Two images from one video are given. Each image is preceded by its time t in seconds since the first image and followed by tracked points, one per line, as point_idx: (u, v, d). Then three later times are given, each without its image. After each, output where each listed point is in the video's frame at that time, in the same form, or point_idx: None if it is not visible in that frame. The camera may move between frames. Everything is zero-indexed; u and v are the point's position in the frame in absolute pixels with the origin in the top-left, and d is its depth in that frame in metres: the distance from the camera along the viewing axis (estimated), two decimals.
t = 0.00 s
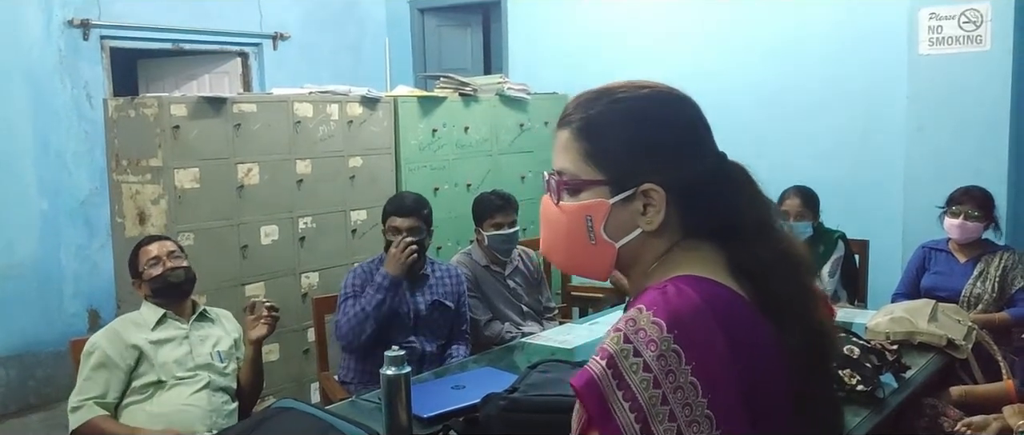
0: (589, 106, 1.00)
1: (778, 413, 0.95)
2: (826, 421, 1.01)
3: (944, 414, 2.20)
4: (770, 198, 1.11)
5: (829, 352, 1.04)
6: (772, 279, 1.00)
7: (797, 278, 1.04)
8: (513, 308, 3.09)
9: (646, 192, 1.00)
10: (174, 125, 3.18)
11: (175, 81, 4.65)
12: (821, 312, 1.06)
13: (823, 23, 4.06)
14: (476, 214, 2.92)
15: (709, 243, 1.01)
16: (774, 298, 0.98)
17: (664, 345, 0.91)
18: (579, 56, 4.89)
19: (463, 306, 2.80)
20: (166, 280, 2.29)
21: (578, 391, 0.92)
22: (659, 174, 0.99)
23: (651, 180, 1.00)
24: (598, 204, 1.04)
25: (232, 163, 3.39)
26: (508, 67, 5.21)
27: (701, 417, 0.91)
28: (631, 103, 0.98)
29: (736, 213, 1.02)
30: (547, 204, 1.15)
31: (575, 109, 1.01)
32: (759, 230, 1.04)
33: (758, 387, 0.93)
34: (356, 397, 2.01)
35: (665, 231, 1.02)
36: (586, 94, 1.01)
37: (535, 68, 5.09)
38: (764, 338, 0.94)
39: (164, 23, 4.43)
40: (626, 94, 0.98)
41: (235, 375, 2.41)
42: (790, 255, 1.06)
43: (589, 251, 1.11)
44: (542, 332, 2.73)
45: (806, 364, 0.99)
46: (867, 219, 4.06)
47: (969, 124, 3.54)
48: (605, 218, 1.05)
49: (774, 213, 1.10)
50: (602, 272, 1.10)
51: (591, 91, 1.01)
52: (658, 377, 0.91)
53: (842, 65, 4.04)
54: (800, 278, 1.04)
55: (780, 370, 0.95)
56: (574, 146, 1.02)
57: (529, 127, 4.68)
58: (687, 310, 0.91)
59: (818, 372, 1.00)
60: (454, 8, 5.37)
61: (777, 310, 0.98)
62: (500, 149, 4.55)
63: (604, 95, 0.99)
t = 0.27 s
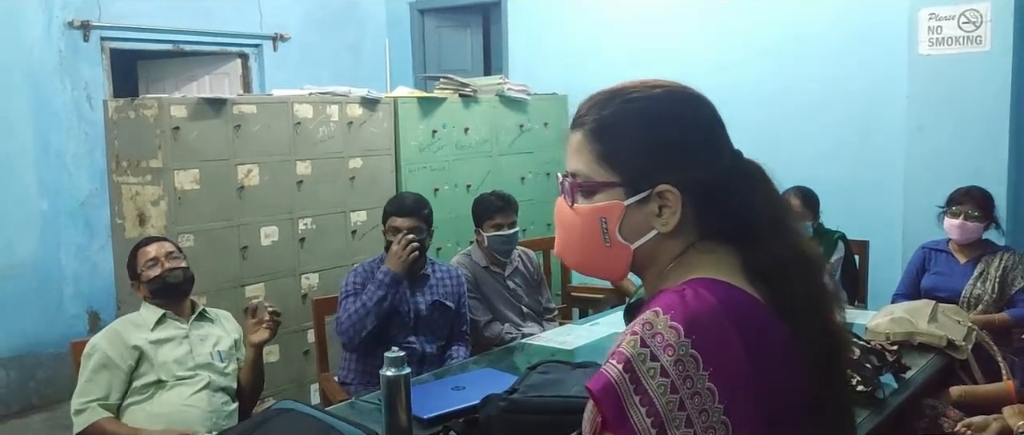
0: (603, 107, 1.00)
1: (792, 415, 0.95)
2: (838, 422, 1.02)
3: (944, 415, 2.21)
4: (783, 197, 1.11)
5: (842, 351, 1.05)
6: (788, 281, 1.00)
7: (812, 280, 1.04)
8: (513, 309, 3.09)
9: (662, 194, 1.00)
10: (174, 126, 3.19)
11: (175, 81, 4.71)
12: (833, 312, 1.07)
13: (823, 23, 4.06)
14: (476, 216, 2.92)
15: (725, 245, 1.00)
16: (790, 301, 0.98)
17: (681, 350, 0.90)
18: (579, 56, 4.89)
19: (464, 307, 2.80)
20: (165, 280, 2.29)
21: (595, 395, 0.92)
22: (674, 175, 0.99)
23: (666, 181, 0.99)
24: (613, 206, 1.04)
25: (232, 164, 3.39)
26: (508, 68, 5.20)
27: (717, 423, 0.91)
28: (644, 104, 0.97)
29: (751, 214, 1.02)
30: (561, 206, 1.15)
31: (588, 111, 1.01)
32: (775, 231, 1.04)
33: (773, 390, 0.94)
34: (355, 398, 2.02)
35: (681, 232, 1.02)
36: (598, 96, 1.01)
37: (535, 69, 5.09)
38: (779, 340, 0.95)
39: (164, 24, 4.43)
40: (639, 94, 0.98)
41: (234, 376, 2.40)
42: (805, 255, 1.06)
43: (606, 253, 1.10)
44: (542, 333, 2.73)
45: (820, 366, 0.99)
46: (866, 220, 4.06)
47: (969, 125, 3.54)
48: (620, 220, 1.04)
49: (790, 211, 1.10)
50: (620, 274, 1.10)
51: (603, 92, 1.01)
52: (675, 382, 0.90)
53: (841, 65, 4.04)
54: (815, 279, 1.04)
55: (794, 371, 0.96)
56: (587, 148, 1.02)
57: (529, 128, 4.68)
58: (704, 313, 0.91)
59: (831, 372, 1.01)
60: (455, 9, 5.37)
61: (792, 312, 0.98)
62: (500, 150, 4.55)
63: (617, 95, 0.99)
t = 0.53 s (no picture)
0: (604, 108, 0.99)
1: (792, 415, 0.96)
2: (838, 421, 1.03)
3: (937, 414, 2.23)
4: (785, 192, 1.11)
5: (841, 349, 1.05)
6: (787, 281, 1.00)
7: (812, 278, 1.04)
8: (507, 309, 3.08)
9: (664, 193, 1.00)
10: (168, 126, 3.18)
11: (170, 82, 4.67)
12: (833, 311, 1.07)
13: (817, 23, 4.06)
14: (470, 216, 2.91)
15: (726, 246, 1.00)
16: (791, 301, 0.99)
17: (681, 351, 0.90)
18: (573, 56, 4.89)
19: (459, 306, 2.80)
20: (157, 282, 2.29)
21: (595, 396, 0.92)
22: (675, 175, 0.99)
23: (668, 180, 0.99)
24: (614, 208, 1.03)
25: (227, 165, 3.39)
26: (503, 68, 5.20)
27: (717, 424, 0.91)
28: (645, 103, 0.97)
29: (751, 213, 1.02)
30: (564, 206, 1.14)
31: (589, 111, 1.01)
32: (776, 229, 1.04)
33: (773, 390, 0.94)
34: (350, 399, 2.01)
35: (682, 231, 1.02)
36: (598, 96, 1.01)
37: (529, 69, 5.09)
38: (778, 340, 0.95)
39: (157, 24, 4.42)
40: (640, 93, 0.98)
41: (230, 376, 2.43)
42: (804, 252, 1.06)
43: (608, 253, 1.09)
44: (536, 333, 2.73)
45: (820, 366, 0.99)
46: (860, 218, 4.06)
47: (962, 124, 3.55)
48: (622, 221, 1.03)
49: (790, 208, 1.10)
50: (624, 274, 1.09)
51: (603, 92, 1.00)
52: (675, 384, 0.90)
53: (835, 64, 4.04)
54: (814, 277, 1.05)
55: (794, 371, 0.96)
56: (587, 148, 1.02)
57: (524, 128, 4.68)
58: (703, 314, 0.91)
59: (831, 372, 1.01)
60: (449, 8, 5.36)
61: (792, 312, 0.98)
62: (495, 150, 4.55)
63: (617, 95, 0.99)
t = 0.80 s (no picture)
0: (603, 113, 0.98)
1: (796, 419, 0.96)
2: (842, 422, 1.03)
3: (935, 417, 2.23)
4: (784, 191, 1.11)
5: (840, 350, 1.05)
6: (787, 285, 1.00)
7: (811, 281, 1.04)
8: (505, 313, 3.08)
9: (665, 198, 1.00)
10: (166, 130, 3.18)
11: (167, 86, 4.69)
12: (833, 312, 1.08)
13: (814, 26, 4.07)
14: (468, 219, 2.91)
15: (727, 250, 1.00)
16: (792, 304, 0.99)
17: (683, 359, 0.90)
18: (571, 59, 4.90)
19: (457, 309, 2.79)
20: (151, 288, 2.33)
21: (596, 404, 0.91)
22: (675, 179, 0.99)
23: (668, 185, 0.99)
24: (615, 213, 1.04)
25: (225, 168, 3.39)
26: (501, 71, 5.21)
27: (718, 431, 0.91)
28: (645, 107, 0.96)
29: (752, 216, 1.02)
30: (563, 213, 1.14)
31: (588, 116, 1.00)
32: (776, 232, 1.04)
33: (775, 395, 0.94)
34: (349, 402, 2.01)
35: (683, 236, 1.02)
36: (598, 101, 1.00)
37: (528, 71, 5.09)
38: (779, 345, 0.95)
39: (155, 27, 4.42)
40: (639, 97, 0.98)
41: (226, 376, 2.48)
42: (803, 253, 1.06)
43: (610, 259, 1.10)
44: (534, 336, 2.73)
45: (823, 369, 1.00)
46: (858, 221, 4.07)
47: (960, 127, 3.56)
48: (623, 227, 1.04)
49: (789, 209, 1.10)
50: (625, 279, 1.10)
51: (603, 96, 1.00)
52: (677, 392, 0.90)
53: (833, 67, 4.05)
54: (814, 279, 1.05)
55: (795, 375, 0.96)
56: (585, 153, 1.01)
57: (522, 131, 4.68)
58: (705, 321, 0.91)
59: (834, 374, 1.01)
60: (447, 12, 5.35)
61: (793, 316, 0.99)
62: (493, 153, 4.55)
63: (616, 99, 0.98)
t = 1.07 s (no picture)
0: (609, 116, 0.99)
1: (796, 423, 0.95)
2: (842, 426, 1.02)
3: (939, 422, 2.25)
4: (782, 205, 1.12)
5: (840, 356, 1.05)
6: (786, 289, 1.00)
7: (809, 286, 1.04)
8: (508, 316, 3.08)
9: (666, 204, 1.00)
10: (170, 133, 3.18)
11: (171, 89, 4.71)
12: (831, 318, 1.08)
13: (817, 30, 4.07)
14: (471, 222, 2.92)
15: (726, 254, 1.00)
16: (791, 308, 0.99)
17: (682, 363, 0.91)
18: (574, 63, 4.90)
19: (458, 312, 2.79)
20: (150, 292, 2.33)
21: (596, 408, 0.92)
22: (677, 185, 0.99)
23: (670, 191, 0.99)
24: (618, 216, 1.03)
25: (228, 171, 3.39)
26: (504, 74, 5.21)
27: None
28: (649, 109, 0.97)
29: (751, 222, 1.02)
30: (562, 213, 1.14)
31: (593, 117, 1.01)
32: (774, 238, 1.04)
33: (774, 398, 0.94)
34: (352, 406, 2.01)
35: (683, 242, 1.02)
36: (603, 103, 1.01)
37: (530, 75, 5.10)
38: (778, 349, 0.95)
39: (159, 30, 4.43)
40: (643, 100, 0.98)
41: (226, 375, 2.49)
42: (802, 260, 1.06)
43: (608, 262, 1.10)
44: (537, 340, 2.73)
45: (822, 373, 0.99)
46: (862, 225, 4.06)
47: (964, 132, 3.55)
48: (624, 230, 1.04)
49: (788, 218, 1.10)
50: (622, 281, 1.10)
51: (608, 99, 1.01)
52: (676, 395, 0.91)
53: (836, 71, 4.05)
54: (812, 284, 1.05)
55: (795, 379, 0.96)
56: (590, 155, 1.01)
57: (525, 134, 4.68)
58: (703, 325, 0.91)
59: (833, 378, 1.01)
60: (450, 14, 5.36)
61: (790, 321, 0.99)
62: (496, 156, 4.55)
63: (623, 103, 0.99)
